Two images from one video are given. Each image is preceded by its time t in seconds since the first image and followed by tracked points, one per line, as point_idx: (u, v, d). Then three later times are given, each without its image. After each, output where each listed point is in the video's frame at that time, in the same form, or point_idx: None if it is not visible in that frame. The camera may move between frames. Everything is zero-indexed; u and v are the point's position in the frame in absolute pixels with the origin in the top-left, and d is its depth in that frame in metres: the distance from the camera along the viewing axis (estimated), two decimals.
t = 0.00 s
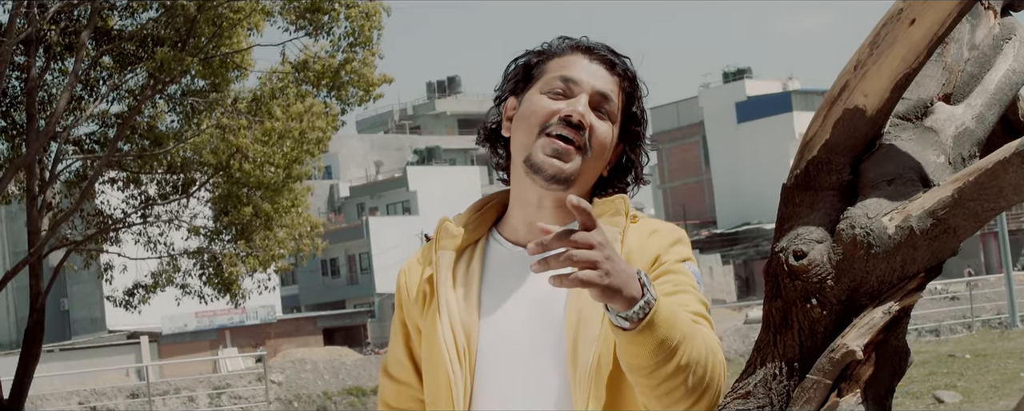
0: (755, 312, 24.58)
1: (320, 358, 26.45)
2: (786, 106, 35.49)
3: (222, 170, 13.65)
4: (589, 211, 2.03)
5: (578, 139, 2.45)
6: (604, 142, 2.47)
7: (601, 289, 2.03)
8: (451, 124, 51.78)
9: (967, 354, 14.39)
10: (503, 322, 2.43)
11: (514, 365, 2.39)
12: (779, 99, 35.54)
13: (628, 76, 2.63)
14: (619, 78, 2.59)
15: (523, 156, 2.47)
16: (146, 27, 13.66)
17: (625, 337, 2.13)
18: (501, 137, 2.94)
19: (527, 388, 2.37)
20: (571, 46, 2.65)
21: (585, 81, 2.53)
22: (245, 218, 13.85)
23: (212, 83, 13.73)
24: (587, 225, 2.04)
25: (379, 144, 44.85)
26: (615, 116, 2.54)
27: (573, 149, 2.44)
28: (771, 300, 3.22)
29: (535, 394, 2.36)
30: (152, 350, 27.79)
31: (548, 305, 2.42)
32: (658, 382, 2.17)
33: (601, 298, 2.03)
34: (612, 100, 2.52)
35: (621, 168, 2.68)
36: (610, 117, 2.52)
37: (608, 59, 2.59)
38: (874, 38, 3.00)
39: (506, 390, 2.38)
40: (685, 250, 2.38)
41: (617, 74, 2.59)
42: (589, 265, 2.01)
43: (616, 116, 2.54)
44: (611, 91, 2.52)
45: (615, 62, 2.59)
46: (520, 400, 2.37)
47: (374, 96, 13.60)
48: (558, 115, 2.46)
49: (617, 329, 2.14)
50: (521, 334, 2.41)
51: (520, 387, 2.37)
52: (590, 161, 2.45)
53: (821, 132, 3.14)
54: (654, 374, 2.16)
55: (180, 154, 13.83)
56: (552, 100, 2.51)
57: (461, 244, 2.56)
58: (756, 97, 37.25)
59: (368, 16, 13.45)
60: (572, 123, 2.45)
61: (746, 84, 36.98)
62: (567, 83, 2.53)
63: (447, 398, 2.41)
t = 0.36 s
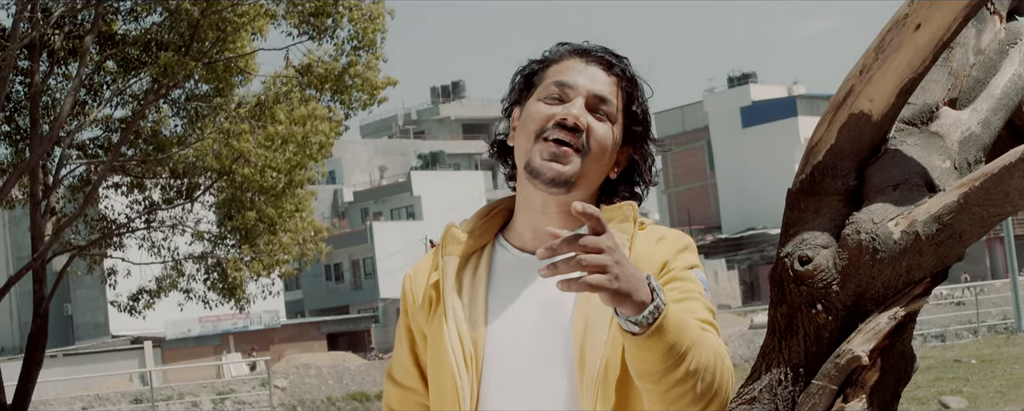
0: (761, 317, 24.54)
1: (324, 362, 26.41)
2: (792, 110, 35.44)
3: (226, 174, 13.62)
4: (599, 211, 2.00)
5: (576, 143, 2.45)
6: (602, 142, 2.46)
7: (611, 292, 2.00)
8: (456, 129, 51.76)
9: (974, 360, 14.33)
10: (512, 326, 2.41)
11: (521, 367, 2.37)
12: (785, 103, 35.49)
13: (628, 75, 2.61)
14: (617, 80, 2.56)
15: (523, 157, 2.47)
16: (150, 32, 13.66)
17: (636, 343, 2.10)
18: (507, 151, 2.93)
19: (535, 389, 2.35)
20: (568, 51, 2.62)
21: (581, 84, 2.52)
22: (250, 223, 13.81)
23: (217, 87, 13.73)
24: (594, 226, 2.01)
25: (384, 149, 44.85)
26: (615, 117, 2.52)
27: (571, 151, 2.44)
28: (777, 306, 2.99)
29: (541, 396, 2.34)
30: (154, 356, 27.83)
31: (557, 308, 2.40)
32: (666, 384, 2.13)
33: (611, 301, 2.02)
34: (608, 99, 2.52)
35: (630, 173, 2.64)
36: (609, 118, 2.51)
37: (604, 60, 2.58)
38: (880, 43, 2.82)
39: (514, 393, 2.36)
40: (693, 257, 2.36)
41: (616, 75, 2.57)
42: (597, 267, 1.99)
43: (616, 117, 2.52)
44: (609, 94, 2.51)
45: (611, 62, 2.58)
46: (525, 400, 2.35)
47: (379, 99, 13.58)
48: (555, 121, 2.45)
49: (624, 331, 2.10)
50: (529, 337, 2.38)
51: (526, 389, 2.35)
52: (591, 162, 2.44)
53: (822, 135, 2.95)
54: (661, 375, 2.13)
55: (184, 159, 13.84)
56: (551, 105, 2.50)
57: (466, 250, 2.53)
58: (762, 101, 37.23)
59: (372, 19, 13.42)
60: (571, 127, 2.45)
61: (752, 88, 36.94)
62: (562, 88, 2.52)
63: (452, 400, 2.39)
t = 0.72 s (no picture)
0: (766, 317, 24.54)
1: (328, 362, 26.43)
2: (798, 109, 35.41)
3: (230, 174, 13.54)
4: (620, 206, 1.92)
5: (546, 139, 2.33)
6: (576, 134, 2.35)
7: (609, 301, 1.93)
8: (460, 128, 51.81)
9: (979, 360, 14.29)
10: (515, 329, 2.33)
11: (523, 365, 2.30)
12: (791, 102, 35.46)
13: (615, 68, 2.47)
14: (598, 72, 2.44)
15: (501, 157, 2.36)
16: (154, 31, 13.61)
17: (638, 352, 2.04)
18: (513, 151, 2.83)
19: (539, 390, 2.28)
20: (559, 50, 2.51)
21: (556, 77, 2.41)
22: (254, 222, 13.82)
23: (221, 87, 13.70)
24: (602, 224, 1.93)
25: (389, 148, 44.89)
26: (596, 108, 2.39)
27: (540, 148, 2.33)
28: (785, 305, 4.30)
29: (544, 394, 2.27)
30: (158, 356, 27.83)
31: (560, 312, 2.31)
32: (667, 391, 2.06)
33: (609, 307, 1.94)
34: (584, 92, 2.40)
35: (633, 170, 2.48)
36: (585, 112, 2.38)
37: (586, 51, 2.48)
38: (886, 44, 4.04)
39: (517, 394, 2.29)
40: (700, 261, 2.32)
41: (600, 68, 2.45)
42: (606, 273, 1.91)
43: (599, 109, 2.39)
44: (584, 85, 2.39)
45: (593, 57, 2.46)
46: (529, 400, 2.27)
47: (384, 97, 13.55)
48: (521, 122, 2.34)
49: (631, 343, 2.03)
50: (534, 336, 2.31)
51: (529, 388, 2.28)
52: (564, 155, 2.33)
53: (831, 137, 4.18)
54: (672, 384, 2.06)
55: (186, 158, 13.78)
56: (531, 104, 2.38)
57: (469, 253, 2.45)
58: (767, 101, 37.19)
59: (377, 19, 13.43)
60: (538, 124, 2.33)
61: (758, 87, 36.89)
62: (539, 85, 2.40)
63: (455, 398, 2.32)
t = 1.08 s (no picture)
0: (768, 317, 24.50)
1: (331, 362, 26.42)
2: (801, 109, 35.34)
3: (232, 173, 13.55)
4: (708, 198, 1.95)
5: (564, 146, 2.36)
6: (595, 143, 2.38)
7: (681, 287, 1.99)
8: (462, 127, 51.75)
9: (982, 359, 14.28)
10: (513, 330, 2.34)
11: (523, 368, 2.30)
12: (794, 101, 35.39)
13: (616, 70, 2.50)
14: (600, 74, 2.45)
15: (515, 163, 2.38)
16: (157, 30, 13.63)
17: (681, 351, 2.08)
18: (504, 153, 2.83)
19: (539, 392, 2.27)
20: (551, 49, 2.50)
21: (563, 83, 2.42)
22: (256, 222, 13.80)
23: (223, 86, 13.70)
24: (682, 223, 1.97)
25: (391, 148, 44.85)
26: (606, 110, 2.44)
27: (562, 154, 2.35)
28: (788, 304, 4.26)
29: (541, 396, 2.26)
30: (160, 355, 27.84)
31: (560, 314, 2.31)
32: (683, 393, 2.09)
33: (678, 301, 2.01)
34: (595, 97, 2.42)
35: (628, 169, 2.54)
36: (597, 118, 2.41)
37: (588, 55, 2.47)
38: (890, 42, 4.04)
39: (516, 397, 2.28)
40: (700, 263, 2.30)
41: (604, 70, 2.47)
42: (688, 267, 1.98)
43: (608, 111, 2.44)
44: (596, 90, 2.41)
45: (595, 59, 2.47)
46: (528, 402, 2.27)
47: (386, 95, 13.53)
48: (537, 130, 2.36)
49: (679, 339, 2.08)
50: (535, 334, 2.31)
51: (527, 390, 2.28)
52: (584, 162, 2.36)
53: (835, 136, 4.21)
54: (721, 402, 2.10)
55: (188, 158, 13.77)
56: (535, 110, 2.40)
57: (467, 254, 2.47)
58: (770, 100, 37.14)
59: (378, 18, 13.38)
60: (555, 132, 2.36)
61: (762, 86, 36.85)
62: (544, 90, 2.42)
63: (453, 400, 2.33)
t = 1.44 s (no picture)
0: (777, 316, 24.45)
1: (339, 361, 26.41)
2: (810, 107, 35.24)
3: (241, 171, 13.52)
4: (868, 195, 1.87)
5: (578, 144, 2.34)
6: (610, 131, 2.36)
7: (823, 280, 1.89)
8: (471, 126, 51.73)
9: (993, 359, 14.23)
10: (517, 333, 2.36)
11: (530, 369, 2.31)
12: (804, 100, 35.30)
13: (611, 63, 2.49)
14: (598, 70, 2.45)
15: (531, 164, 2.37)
16: (165, 28, 13.63)
17: (782, 348, 1.94)
18: (492, 155, 2.81)
19: (545, 394, 2.29)
20: (539, 49, 2.52)
21: (568, 82, 2.41)
22: (263, 220, 13.76)
23: (231, 85, 13.67)
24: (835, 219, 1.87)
25: (399, 146, 44.87)
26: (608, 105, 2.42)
27: (576, 155, 2.33)
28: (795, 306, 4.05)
29: (549, 397, 2.28)
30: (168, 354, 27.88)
31: (564, 317, 2.32)
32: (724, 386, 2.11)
33: (811, 297, 1.89)
34: (601, 93, 2.41)
35: (618, 156, 2.62)
36: (602, 111, 2.40)
37: (586, 54, 2.45)
38: (900, 40, 3.72)
39: (524, 401, 2.30)
40: (707, 260, 2.27)
41: (599, 63, 2.45)
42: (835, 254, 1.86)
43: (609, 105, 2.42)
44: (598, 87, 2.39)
45: (589, 55, 2.45)
46: (536, 403, 2.29)
47: (396, 93, 13.52)
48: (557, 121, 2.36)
49: (785, 329, 1.93)
50: (540, 335, 2.32)
51: (534, 393, 2.29)
52: (596, 162, 2.34)
53: (843, 135, 3.94)
54: (796, 406, 1.98)
55: (198, 157, 13.78)
56: (540, 112, 2.41)
57: (468, 259, 2.50)
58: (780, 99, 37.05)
59: (388, 16, 13.38)
60: (569, 131, 2.35)
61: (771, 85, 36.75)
62: (548, 90, 2.42)
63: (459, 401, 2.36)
